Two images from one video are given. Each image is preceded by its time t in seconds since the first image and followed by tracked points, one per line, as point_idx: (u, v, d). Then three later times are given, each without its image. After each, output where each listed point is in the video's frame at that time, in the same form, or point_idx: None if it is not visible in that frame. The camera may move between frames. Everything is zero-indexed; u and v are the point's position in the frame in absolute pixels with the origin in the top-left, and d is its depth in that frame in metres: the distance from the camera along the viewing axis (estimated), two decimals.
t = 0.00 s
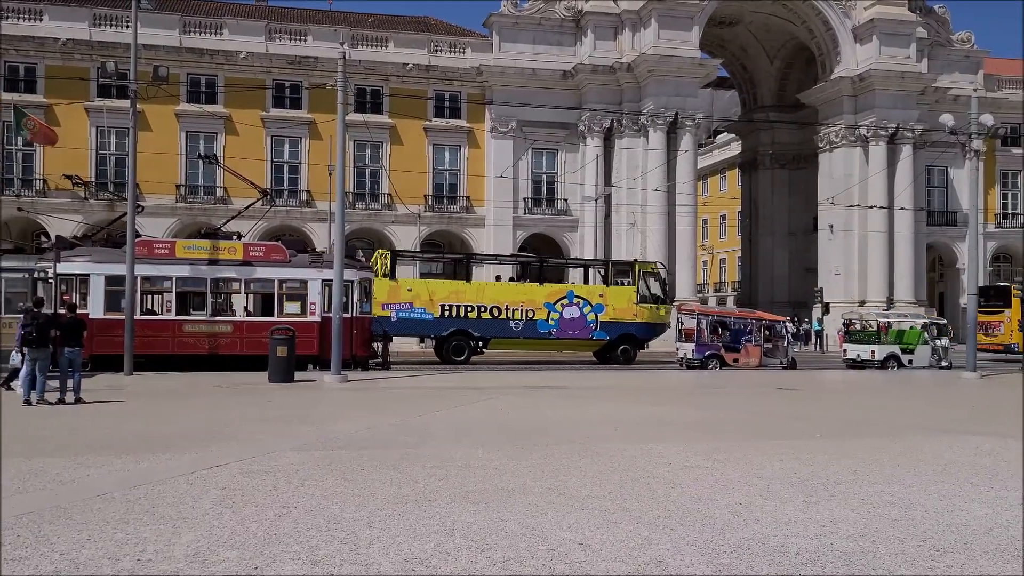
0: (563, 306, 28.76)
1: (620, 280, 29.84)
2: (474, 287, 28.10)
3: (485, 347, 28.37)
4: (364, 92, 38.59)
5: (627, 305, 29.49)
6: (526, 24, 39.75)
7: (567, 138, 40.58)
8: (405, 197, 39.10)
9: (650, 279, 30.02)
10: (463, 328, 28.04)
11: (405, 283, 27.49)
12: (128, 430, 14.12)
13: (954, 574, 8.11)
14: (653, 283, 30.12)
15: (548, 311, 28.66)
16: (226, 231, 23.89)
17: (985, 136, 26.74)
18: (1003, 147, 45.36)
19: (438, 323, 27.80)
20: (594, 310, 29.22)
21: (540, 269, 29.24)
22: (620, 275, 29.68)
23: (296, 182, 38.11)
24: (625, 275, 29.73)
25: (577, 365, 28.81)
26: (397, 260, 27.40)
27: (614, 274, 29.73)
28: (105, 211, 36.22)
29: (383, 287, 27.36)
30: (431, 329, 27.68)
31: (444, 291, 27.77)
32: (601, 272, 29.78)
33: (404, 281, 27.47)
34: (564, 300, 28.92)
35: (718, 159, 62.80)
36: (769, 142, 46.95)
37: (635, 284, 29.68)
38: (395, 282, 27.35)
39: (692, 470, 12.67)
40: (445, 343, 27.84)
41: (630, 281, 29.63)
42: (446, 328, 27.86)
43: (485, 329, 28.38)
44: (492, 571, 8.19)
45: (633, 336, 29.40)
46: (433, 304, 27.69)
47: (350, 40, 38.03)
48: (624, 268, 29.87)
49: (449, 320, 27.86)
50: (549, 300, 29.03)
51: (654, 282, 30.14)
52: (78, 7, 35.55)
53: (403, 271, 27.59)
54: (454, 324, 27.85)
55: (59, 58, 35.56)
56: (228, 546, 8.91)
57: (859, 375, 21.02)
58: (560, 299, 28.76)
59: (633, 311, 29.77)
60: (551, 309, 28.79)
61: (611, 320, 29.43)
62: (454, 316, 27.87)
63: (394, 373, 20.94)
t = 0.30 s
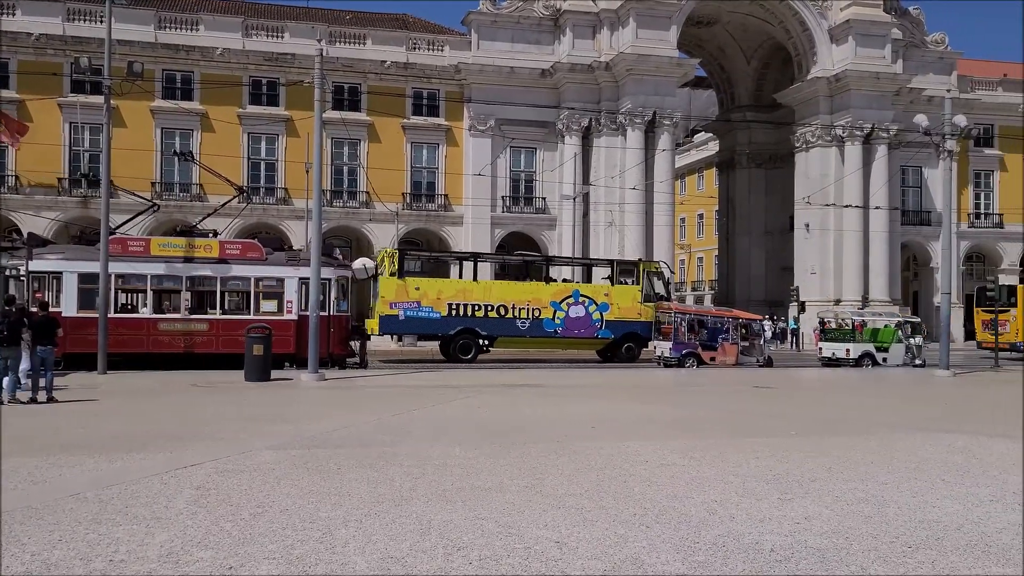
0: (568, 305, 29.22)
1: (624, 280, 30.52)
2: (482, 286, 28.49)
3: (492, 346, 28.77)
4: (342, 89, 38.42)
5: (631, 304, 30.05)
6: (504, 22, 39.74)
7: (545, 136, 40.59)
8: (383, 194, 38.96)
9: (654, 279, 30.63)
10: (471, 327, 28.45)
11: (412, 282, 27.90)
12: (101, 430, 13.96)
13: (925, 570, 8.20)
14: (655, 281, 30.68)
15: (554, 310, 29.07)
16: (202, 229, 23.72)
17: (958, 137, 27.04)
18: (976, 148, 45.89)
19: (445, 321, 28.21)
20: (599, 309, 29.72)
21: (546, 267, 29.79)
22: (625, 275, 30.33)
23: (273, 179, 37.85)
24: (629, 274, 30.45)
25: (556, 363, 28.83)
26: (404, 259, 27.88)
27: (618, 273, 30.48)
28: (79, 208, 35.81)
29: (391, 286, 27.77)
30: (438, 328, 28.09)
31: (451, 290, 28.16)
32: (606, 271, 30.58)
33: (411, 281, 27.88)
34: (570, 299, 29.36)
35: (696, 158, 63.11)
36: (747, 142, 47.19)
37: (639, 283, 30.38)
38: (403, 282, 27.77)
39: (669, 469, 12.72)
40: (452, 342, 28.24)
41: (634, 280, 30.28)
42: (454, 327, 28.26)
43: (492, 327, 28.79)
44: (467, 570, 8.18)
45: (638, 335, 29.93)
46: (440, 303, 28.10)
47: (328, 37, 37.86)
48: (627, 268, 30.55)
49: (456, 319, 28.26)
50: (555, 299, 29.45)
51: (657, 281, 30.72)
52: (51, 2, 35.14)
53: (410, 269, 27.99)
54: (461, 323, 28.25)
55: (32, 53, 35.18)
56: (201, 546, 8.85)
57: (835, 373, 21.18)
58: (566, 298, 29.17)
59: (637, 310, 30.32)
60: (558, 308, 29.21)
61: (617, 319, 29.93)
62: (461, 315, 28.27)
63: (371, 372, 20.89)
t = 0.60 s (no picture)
0: (575, 305, 29.54)
1: (630, 279, 31.15)
2: (491, 286, 28.80)
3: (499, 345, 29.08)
4: (321, 87, 38.26)
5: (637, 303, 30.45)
6: (485, 21, 39.72)
7: (526, 135, 40.60)
8: (362, 193, 38.84)
9: (659, 278, 31.45)
10: (479, 326, 28.80)
11: (422, 282, 28.19)
12: (75, 429, 13.81)
13: (900, 568, 8.27)
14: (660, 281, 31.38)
15: (561, 309, 29.40)
16: (179, 227, 23.56)
17: (933, 139, 27.35)
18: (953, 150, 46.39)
19: (454, 321, 28.55)
20: (605, 309, 30.07)
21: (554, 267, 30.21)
22: (632, 275, 30.98)
23: (251, 177, 37.61)
24: (636, 274, 31.09)
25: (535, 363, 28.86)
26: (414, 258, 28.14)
27: (624, 273, 31.09)
28: (55, 205, 35.44)
29: (401, 286, 28.06)
30: (447, 327, 28.42)
31: (460, 290, 28.48)
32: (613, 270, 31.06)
33: (421, 280, 28.18)
34: (576, 299, 29.67)
35: (676, 158, 63.37)
36: (726, 142, 47.41)
37: (646, 283, 30.91)
38: (412, 281, 28.08)
39: (647, 467, 12.77)
40: (460, 341, 28.57)
41: (642, 280, 30.75)
42: (462, 326, 28.60)
43: (500, 327, 29.12)
44: (445, 570, 8.17)
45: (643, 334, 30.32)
46: (450, 302, 28.43)
47: (307, 34, 37.69)
48: (634, 268, 31.18)
49: (464, 319, 28.59)
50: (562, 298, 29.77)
51: (662, 280, 31.58)
52: None
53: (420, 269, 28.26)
54: (470, 323, 28.59)
55: (7, 49, 34.79)
56: (177, 546, 8.79)
57: (812, 373, 21.34)
58: (573, 297, 29.49)
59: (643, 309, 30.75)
60: (564, 308, 29.54)
61: (622, 318, 30.34)
62: (470, 315, 28.61)
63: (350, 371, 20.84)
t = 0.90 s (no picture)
0: (587, 306, 29.92)
1: (641, 281, 31.65)
2: (505, 288, 29.19)
3: (512, 346, 29.43)
4: (306, 88, 38.16)
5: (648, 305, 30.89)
6: (471, 22, 39.70)
7: (512, 137, 40.63)
8: (347, 193, 38.73)
9: (669, 281, 31.91)
10: (493, 328, 29.15)
11: (436, 283, 28.65)
12: (55, 431, 13.70)
13: (882, 568, 8.32)
14: (670, 284, 31.96)
15: (573, 311, 29.75)
16: (163, 227, 23.44)
17: (916, 142, 27.55)
18: (936, 153, 46.77)
19: (469, 322, 28.98)
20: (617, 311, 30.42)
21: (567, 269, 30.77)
22: (642, 276, 31.48)
23: (236, 178, 37.45)
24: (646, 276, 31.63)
25: (520, 365, 28.86)
26: (428, 260, 28.58)
27: (635, 274, 31.68)
28: (37, 205, 35.13)
29: (416, 287, 28.51)
30: (462, 328, 28.85)
31: (474, 291, 28.93)
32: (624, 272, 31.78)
33: (435, 282, 28.63)
34: (588, 301, 30.06)
35: (661, 160, 63.58)
36: (711, 144, 47.60)
37: (656, 285, 31.53)
38: (427, 283, 28.56)
39: (631, 468, 12.79)
40: (474, 343, 28.97)
41: (651, 282, 31.40)
42: (476, 327, 29.01)
43: (514, 328, 29.49)
44: (429, 571, 8.16)
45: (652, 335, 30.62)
46: (464, 304, 28.86)
47: (292, 34, 37.57)
48: (645, 269, 31.77)
49: (479, 320, 29.01)
50: (574, 300, 30.15)
51: (672, 282, 32.02)
52: None
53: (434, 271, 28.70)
54: (483, 324, 28.98)
55: None
56: (159, 549, 8.73)
57: (796, 374, 21.45)
58: (585, 299, 29.88)
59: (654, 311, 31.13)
60: (576, 310, 29.89)
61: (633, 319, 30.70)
62: (483, 316, 29.00)
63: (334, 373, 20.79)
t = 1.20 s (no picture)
0: (603, 308, 30.44)
1: (654, 283, 32.04)
2: (521, 290, 29.71)
3: (527, 348, 29.85)
4: (294, 89, 38.09)
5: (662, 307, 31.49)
6: (458, 24, 39.71)
7: (500, 139, 40.67)
8: (335, 195, 38.65)
9: (681, 283, 32.20)
10: (510, 330, 29.61)
11: (454, 286, 29.22)
12: (41, 433, 13.61)
13: (868, 569, 8.35)
14: (683, 286, 32.40)
15: (588, 312, 30.27)
16: (150, 229, 23.36)
17: (903, 144, 27.73)
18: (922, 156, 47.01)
19: (486, 324, 29.44)
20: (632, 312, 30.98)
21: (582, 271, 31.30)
22: (657, 279, 31.86)
23: (223, 179, 37.34)
24: (661, 279, 31.93)
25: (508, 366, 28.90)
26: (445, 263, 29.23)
27: (649, 276, 32.02)
28: (22, 206, 34.88)
29: (434, 290, 29.06)
30: (479, 330, 29.35)
31: (491, 293, 29.40)
32: (639, 272, 32.08)
33: (453, 284, 29.19)
34: (603, 302, 30.60)
35: (650, 162, 63.74)
36: (699, 146, 47.74)
37: (670, 287, 31.93)
38: (445, 285, 29.07)
39: (619, 470, 12.82)
40: (491, 344, 29.43)
41: (665, 284, 31.87)
42: (494, 329, 29.45)
43: (530, 330, 29.91)
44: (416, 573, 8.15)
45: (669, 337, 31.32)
46: (481, 306, 29.35)
47: (280, 35, 37.48)
48: (659, 272, 32.00)
49: (496, 321, 29.46)
50: (589, 302, 30.67)
51: (685, 284, 32.28)
52: None
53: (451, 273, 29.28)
54: (501, 325, 29.44)
55: None
56: (145, 552, 8.69)
57: (783, 375, 21.55)
58: (600, 300, 30.40)
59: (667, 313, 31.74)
60: (592, 311, 30.39)
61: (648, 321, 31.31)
62: (500, 318, 29.46)
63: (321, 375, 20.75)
